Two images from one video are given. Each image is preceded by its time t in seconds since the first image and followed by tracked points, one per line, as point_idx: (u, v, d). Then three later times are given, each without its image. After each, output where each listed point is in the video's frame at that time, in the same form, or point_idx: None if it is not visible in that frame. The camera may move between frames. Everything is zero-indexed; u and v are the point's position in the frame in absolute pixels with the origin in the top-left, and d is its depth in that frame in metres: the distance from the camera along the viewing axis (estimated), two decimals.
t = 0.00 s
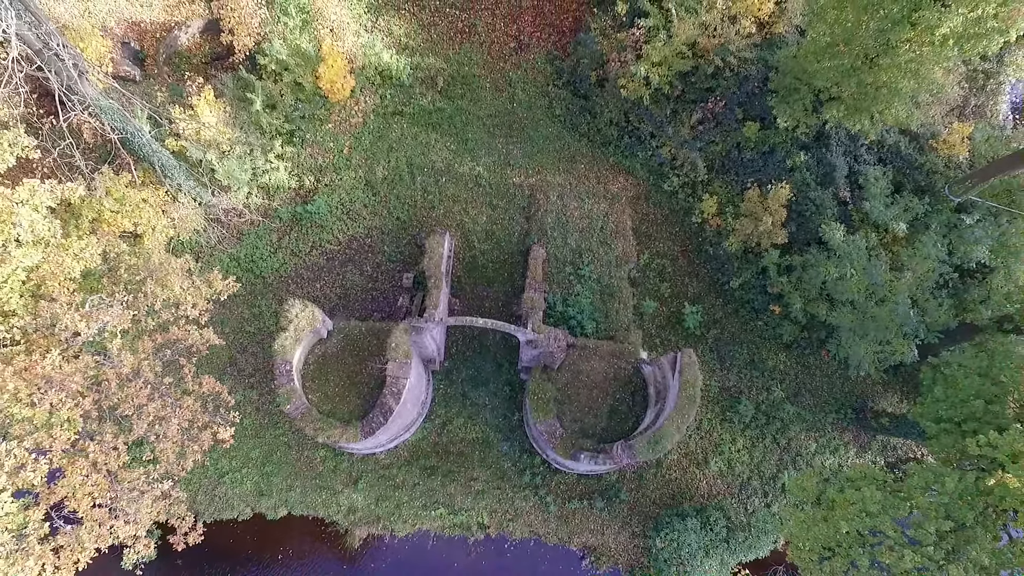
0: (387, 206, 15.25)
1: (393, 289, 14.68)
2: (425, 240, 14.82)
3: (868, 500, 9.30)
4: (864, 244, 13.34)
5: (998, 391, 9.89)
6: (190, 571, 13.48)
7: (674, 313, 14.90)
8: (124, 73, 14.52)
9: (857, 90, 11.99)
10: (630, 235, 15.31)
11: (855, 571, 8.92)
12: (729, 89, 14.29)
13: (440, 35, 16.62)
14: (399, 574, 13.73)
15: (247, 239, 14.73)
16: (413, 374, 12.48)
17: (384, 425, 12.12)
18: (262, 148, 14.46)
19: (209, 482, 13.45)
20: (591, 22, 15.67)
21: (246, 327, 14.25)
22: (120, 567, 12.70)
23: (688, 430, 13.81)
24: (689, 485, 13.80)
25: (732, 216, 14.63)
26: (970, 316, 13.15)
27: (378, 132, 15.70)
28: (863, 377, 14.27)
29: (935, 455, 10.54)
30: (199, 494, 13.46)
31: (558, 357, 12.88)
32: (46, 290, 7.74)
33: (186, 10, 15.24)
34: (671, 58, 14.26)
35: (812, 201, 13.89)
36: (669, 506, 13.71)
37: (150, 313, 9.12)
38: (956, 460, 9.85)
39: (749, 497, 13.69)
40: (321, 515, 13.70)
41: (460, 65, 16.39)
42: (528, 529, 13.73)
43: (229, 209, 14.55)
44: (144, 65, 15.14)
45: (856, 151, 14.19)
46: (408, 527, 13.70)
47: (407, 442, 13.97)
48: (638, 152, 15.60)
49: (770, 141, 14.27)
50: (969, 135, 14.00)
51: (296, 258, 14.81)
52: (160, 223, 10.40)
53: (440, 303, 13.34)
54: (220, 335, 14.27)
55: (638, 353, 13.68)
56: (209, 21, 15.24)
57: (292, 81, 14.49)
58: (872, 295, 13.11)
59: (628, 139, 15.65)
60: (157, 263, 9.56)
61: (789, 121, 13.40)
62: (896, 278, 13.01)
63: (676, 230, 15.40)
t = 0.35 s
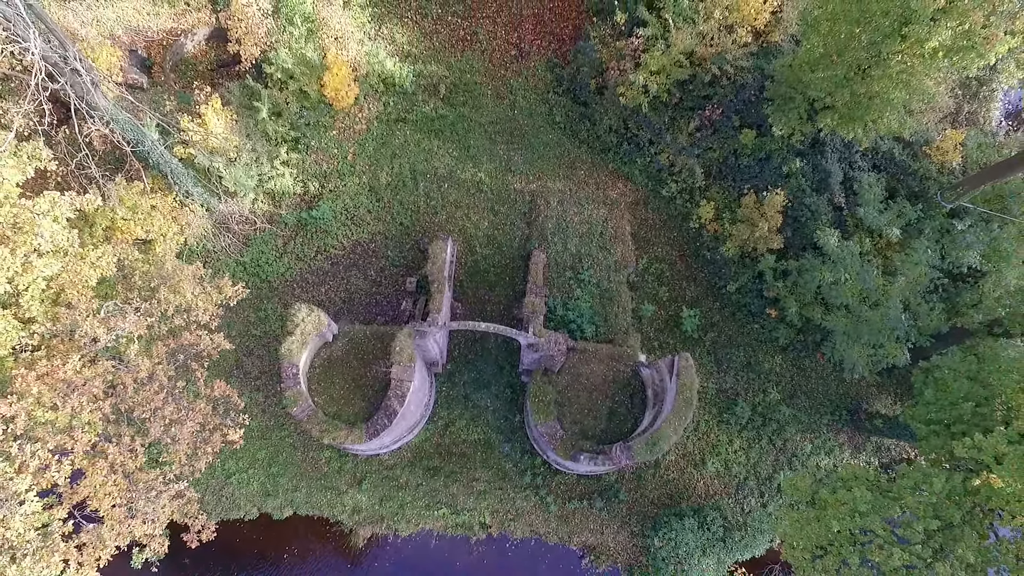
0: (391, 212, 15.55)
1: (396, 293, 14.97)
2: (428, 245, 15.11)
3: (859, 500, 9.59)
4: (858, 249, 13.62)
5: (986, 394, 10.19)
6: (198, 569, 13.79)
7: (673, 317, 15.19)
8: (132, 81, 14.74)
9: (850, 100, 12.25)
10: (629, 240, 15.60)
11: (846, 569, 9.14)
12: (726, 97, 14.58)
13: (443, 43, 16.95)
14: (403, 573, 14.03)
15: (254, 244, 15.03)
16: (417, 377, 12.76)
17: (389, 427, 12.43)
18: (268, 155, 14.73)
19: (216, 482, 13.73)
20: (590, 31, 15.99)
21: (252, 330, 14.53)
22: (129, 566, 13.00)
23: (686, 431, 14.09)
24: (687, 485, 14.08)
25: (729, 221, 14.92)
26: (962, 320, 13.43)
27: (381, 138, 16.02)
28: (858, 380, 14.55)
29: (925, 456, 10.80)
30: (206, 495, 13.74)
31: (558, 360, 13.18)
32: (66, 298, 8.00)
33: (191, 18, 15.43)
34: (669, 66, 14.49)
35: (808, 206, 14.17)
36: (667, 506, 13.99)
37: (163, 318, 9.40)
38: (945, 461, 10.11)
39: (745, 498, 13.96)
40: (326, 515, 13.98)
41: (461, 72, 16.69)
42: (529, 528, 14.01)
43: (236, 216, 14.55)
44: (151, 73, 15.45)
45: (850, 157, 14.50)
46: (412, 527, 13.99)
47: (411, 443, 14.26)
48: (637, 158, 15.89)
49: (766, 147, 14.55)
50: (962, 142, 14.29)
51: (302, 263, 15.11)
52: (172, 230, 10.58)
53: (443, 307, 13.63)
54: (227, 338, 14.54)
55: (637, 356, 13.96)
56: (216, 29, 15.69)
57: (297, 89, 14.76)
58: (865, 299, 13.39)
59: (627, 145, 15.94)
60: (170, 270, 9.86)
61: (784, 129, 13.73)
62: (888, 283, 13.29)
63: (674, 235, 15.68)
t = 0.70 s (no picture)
0: (394, 217, 15.84)
1: (400, 297, 15.26)
2: (431, 249, 15.41)
3: (851, 500, 9.87)
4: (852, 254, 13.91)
5: (976, 396, 10.47)
6: (206, 568, 14.09)
7: (671, 320, 15.48)
8: (141, 88, 14.95)
9: (844, 108, 12.56)
10: (628, 244, 15.89)
11: (839, 567, 9.41)
12: (724, 103, 14.92)
13: (445, 50, 17.25)
14: (406, 571, 14.32)
15: (260, 249, 15.32)
16: (421, 380, 13.06)
17: (393, 429, 12.74)
18: (274, 161, 14.99)
19: (224, 483, 14.00)
20: (590, 39, 16.31)
21: (258, 333, 14.81)
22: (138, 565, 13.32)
23: (684, 432, 14.38)
24: (685, 485, 14.36)
25: (726, 226, 15.21)
26: (954, 323, 13.72)
27: (384, 145, 16.32)
28: (853, 381, 14.83)
29: (916, 457, 11.08)
30: (214, 495, 14.02)
31: (559, 363, 13.48)
32: (85, 304, 8.30)
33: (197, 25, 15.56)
34: (667, 74, 14.82)
35: (803, 212, 14.46)
36: (666, 505, 14.28)
37: (175, 323, 9.67)
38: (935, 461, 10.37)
39: (742, 497, 14.24)
40: (331, 515, 14.27)
41: (463, 79, 16.99)
42: (530, 527, 14.30)
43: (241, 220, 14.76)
44: (158, 80, 15.83)
45: (846, 163, 14.82)
46: (415, 526, 14.27)
47: (414, 444, 14.55)
48: (636, 164, 16.19)
49: (763, 153, 14.83)
50: (954, 148, 14.58)
51: (307, 268, 15.40)
52: (183, 238, 10.83)
53: (446, 311, 13.93)
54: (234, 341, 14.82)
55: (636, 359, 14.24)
56: (221, 37, 16.10)
57: (302, 97, 15.05)
58: (859, 303, 13.67)
59: (626, 151, 16.24)
60: (182, 276, 10.17)
61: (780, 136, 14.03)
62: (882, 288, 13.58)
63: (672, 239, 15.97)
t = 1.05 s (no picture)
0: (399, 224, 16.14)
1: (404, 303, 15.56)
2: (435, 256, 15.71)
3: (844, 502, 10.14)
4: (848, 260, 14.20)
5: (967, 401, 10.77)
6: (216, 568, 14.40)
7: (671, 325, 15.78)
8: (149, 98, 14.82)
9: (839, 120, 12.87)
10: (628, 251, 16.19)
11: (833, 567, 9.75)
12: (722, 113, 15.09)
13: (448, 59, 17.56)
14: (412, 571, 14.63)
15: (267, 255, 15.57)
16: (426, 384, 13.36)
17: (399, 432, 13.04)
18: (281, 169, 15.25)
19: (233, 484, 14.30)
20: (591, 48, 16.61)
21: (265, 338, 15.10)
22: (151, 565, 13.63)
23: (683, 435, 14.68)
24: (685, 487, 14.66)
25: (725, 233, 15.50)
26: (948, 328, 14.02)
27: (389, 152, 16.62)
28: (849, 385, 15.12)
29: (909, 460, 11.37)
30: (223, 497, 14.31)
31: (561, 368, 13.76)
32: (105, 314, 8.58)
33: (206, 34, 15.77)
34: (667, 84, 15.11)
35: (800, 219, 14.77)
36: (665, 507, 14.58)
37: (189, 331, 9.96)
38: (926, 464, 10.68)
39: (741, 499, 14.54)
40: (337, 516, 14.57)
41: (467, 88, 17.28)
42: (533, 528, 14.59)
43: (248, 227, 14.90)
44: (167, 90, 15.66)
45: (842, 171, 14.99)
46: (420, 527, 14.58)
47: (419, 447, 14.84)
48: (636, 172, 16.50)
49: (761, 162, 15.11)
50: (948, 156, 14.80)
51: (314, 273, 15.70)
52: (195, 247, 11.11)
53: (450, 317, 14.22)
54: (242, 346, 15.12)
55: (636, 364, 14.53)
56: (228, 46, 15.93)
57: (309, 106, 15.25)
58: (855, 309, 13.96)
59: (626, 159, 16.55)
60: (197, 286, 10.48)
61: (777, 145, 14.31)
62: (877, 294, 13.87)
63: (672, 246, 16.27)
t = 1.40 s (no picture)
0: (404, 231, 16.45)
1: (409, 309, 15.86)
2: (439, 263, 16.03)
3: (838, 506, 10.39)
4: (844, 268, 14.50)
5: (958, 407, 11.08)
6: (224, 569, 14.70)
7: (670, 331, 16.09)
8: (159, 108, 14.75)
9: (835, 131, 13.06)
10: (628, 258, 16.49)
11: (827, 569, 10.01)
12: (720, 123, 15.49)
13: (451, 69, 17.88)
14: (416, 572, 14.94)
15: (273, 262, 15.74)
16: (431, 390, 13.67)
17: (405, 436, 13.36)
18: (288, 177, 15.54)
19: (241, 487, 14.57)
20: (592, 59, 16.93)
21: (273, 343, 15.40)
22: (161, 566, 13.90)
23: (682, 439, 14.99)
24: (684, 490, 14.97)
25: (723, 241, 15.81)
26: (941, 335, 14.33)
27: (394, 161, 16.93)
28: (845, 390, 15.43)
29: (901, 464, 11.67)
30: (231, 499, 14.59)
31: (562, 374, 14.06)
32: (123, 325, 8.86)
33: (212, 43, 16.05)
34: (666, 95, 15.40)
35: (797, 227, 15.07)
36: (665, 509, 14.89)
37: (202, 339, 10.25)
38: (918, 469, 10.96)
39: (738, 502, 14.85)
40: (343, 519, 14.87)
41: (470, 97, 17.59)
42: (535, 530, 14.90)
43: (254, 234, 15.14)
44: (176, 98, 16.07)
45: (839, 180, 15.42)
46: (424, 529, 14.88)
47: (424, 450, 15.14)
48: (636, 181, 16.80)
49: (758, 171, 15.41)
50: (943, 165, 15.13)
51: (320, 280, 16.00)
52: (207, 257, 11.40)
53: (454, 324, 14.53)
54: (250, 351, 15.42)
55: (636, 370, 14.83)
56: (234, 56, 16.56)
57: (315, 116, 15.67)
58: (851, 316, 14.24)
59: (627, 168, 16.85)
60: (210, 296, 10.79)
61: (774, 156, 14.58)
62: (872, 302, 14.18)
63: (672, 253, 16.57)
